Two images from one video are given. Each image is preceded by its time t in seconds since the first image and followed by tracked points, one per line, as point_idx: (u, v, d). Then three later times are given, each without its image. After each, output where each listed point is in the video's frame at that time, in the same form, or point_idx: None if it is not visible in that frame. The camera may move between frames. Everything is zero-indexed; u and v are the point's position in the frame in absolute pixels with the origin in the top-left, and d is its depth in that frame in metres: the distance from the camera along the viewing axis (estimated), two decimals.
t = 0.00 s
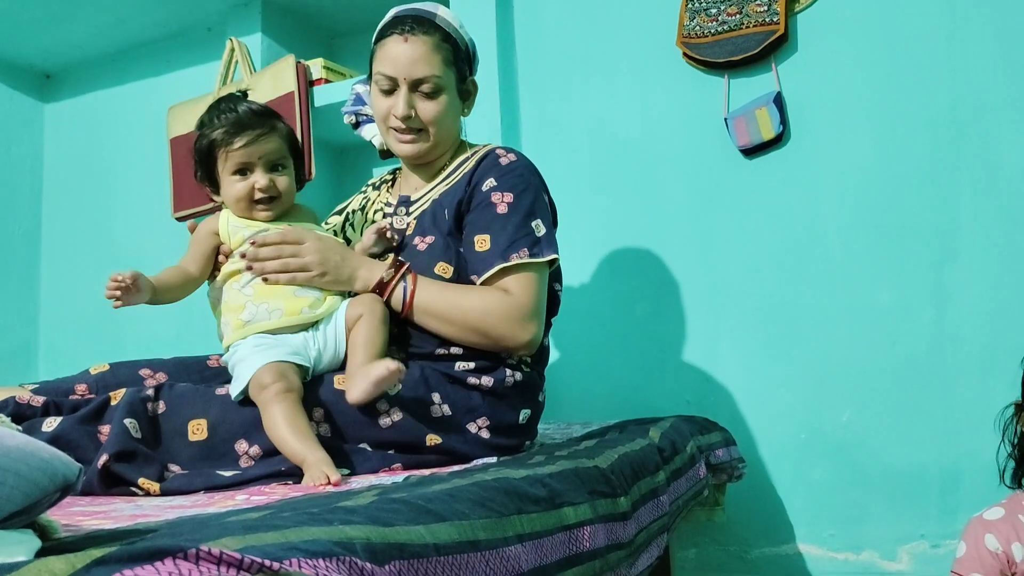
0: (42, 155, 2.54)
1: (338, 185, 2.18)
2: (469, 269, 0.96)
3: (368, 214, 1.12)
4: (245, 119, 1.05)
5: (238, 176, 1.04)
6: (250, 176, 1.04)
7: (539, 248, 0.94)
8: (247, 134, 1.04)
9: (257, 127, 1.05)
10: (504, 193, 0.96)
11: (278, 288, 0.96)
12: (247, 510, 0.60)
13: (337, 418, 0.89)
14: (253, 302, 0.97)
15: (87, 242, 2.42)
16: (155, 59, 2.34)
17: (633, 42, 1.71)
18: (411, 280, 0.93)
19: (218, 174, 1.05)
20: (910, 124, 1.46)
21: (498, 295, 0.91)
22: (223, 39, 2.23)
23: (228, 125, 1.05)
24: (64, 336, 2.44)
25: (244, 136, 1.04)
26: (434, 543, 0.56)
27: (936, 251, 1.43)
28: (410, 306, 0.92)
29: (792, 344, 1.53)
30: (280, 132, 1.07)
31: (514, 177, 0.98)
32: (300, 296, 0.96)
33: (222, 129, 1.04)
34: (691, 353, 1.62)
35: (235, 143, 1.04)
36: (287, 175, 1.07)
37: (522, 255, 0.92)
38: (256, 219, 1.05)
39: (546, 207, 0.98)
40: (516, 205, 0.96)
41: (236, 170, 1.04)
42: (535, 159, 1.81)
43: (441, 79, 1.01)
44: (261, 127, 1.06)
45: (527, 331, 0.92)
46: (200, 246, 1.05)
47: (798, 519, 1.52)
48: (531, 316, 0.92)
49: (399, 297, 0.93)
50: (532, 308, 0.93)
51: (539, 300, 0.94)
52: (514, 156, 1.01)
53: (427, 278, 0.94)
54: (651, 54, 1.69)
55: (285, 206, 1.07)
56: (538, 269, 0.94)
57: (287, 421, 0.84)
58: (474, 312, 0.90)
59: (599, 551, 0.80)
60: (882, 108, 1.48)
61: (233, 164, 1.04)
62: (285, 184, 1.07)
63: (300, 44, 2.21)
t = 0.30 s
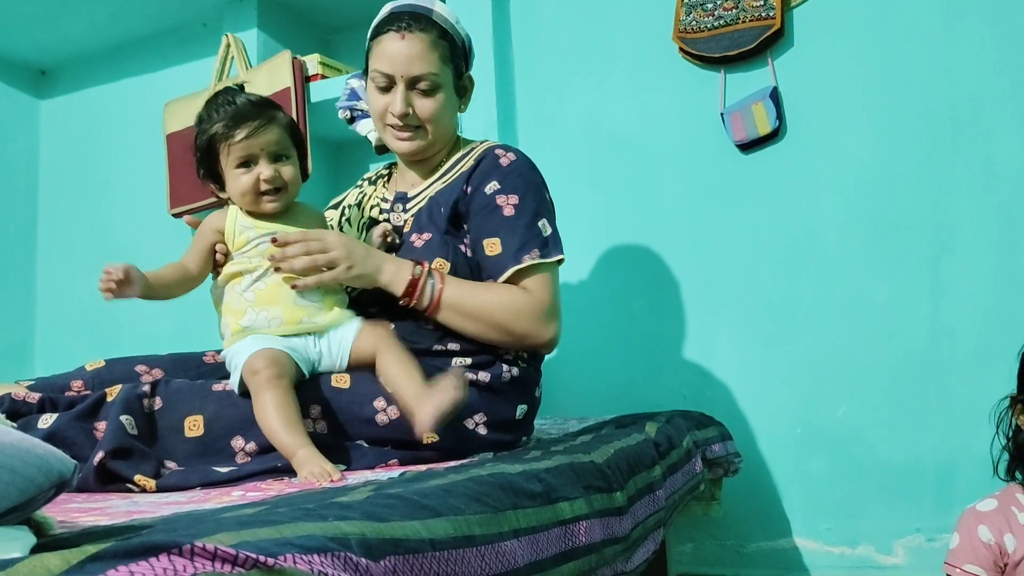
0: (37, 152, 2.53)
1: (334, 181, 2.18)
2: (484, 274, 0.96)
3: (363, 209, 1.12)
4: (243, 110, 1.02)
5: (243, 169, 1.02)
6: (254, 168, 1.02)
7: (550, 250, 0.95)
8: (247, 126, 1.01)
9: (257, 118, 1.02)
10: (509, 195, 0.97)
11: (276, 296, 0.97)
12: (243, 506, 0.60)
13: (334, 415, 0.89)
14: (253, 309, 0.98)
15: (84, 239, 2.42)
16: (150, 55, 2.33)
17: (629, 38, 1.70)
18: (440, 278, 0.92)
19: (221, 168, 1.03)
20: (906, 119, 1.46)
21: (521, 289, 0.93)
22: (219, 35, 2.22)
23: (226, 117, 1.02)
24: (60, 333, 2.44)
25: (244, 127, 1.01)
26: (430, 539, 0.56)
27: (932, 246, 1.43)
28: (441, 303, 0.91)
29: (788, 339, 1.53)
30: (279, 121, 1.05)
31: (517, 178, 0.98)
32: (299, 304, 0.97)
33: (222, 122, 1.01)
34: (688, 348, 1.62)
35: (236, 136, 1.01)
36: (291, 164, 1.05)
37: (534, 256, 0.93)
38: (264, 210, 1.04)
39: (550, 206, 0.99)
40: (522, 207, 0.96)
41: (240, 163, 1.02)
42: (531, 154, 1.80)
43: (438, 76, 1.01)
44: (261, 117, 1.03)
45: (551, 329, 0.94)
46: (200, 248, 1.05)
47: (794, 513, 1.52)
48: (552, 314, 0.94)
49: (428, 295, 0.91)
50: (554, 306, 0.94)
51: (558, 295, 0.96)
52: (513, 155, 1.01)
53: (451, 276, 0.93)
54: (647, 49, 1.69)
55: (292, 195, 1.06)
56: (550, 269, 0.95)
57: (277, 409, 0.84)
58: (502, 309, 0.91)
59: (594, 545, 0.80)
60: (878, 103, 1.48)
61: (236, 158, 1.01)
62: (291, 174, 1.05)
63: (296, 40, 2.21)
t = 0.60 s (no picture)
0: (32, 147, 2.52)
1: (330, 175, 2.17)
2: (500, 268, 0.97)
3: (362, 196, 1.11)
4: (226, 77, 0.96)
5: (229, 141, 0.96)
6: (240, 140, 0.96)
7: (565, 242, 0.97)
8: (230, 93, 0.95)
9: (241, 84, 0.96)
10: (522, 189, 0.96)
11: (271, 287, 0.93)
12: (235, 495, 0.59)
13: (327, 412, 0.89)
14: (246, 296, 0.94)
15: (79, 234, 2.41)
16: (145, 49, 2.32)
17: (625, 29, 1.70)
18: (469, 270, 0.91)
19: (208, 140, 0.98)
20: (902, 110, 1.46)
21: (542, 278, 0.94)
22: (214, 28, 2.21)
23: (209, 85, 0.96)
24: (55, 328, 2.44)
25: (228, 95, 0.95)
26: (423, 527, 0.56)
27: (928, 238, 1.43)
28: (471, 295, 0.91)
29: (784, 331, 1.53)
30: (267, 86, 0.98)
31: (527, 171, 0.98)
32: (292, 295, 0.93)
33: (205, 91, 0.96)
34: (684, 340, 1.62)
35: (219, 105, 0.95)
36: (281, 134, 0.99)
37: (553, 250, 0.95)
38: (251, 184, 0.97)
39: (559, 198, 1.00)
40: (535, 200, 0.96)
41: (225, 134, 0.96)
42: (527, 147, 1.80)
43: (440, 65, 1.00)
44: (244, 83, 0.96)
45: (568, 321, 0.97)
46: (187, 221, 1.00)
47: (790, 505, 1.52)
48: (569, 306, 0.97)
49: (458, 287, 0.90)
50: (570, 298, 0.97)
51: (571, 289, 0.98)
52: (518, 147, 1.00)
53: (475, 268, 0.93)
54: (643, 40, 1.68)
55: (283, 166, 0.99)
56: (564, 262, 0.97)
57: (271, 413, 0.84)
58: (531, 299, 0.92)
59: (589, 535, 0.80)
60: (874, 94, 1.48)
61: (221, 129, 0.96)
62: (280, 143, 0.98)
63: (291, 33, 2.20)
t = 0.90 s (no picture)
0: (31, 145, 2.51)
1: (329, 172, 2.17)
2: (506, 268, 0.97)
3: (361, 189, 1.11)
4: (269, 62, 0.96)
5: (264, 125, 0.95)
6: (277, 125, 0.95)
7: (568, 241, 0.96)
8: (271, 78, 0.95)
9: (284, 71, 0.96)
10: (525, 187, 0.96)
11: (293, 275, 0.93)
12: (235, 488, 0.59)
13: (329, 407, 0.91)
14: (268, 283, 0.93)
15: (78, 231, 2.41)
16: (144, 46, 2.32)
17: (625, 24, 1.69)
18: (466, 279, 0.91)
19: (245, 124, 0.97)
20: (903, 104, 1.45)
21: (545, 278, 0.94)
22: (212, 24, 2.20)
23: (251, 69, 0.96)
24: (55, 325, 2.43)
25: (269, 79, 0.95)
26: (424, 520, 0.56)
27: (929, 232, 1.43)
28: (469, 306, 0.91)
29: (785, 326, 1.53)
30: (308, 75, 0.97)
31: (528, 169, 0.97)
32: (313, 287, 0.92)
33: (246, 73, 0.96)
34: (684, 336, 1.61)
35: (259, 88, 0.95)
36: (317, 123, 0.97)
37: (558, 250, 0.94)
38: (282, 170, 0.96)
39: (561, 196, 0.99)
40: (538, 199, 0.96)
41: (262, 118, 0.95)
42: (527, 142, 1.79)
43: (442, 58, 1.00)
44: (286, 70, 0.96)
45: (575, 322, 0.96)
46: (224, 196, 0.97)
47: (792, 500, 1.52)
48: (574, 306, 0.96)
49: (456, 299, 0.91)
50: (576, 299, 0.96)
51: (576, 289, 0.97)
52: (520, 144, 1.00)
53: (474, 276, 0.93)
54: (643, 35, 1.68)
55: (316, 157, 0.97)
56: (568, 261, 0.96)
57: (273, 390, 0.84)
58: (535, 302, 0.92)
59: (590, 530, 0.79)
60: (875, 88, 1.48)
61: (258, 112, 0.95)
62: (315, 133, 0.97)
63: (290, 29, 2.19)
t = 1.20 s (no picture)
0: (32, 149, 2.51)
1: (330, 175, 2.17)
2: (495, 271, 0.97)
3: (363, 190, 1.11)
4: (244, 56, 0.91)
5: (236, 124, 0.91)
6: (249, 125, 0.90)
7: (563, 245, 0.96)
8: (245, 74, 0.90)
9: (259, 67, 0.90)
10: (522, 190, 0.96)
11: (273, 296, 0.90)
12: (237, 492, 0.59)
13: (329, 409, 0.91)
14: (250, 304, 0.91)
15: (79, 235, 2.41)
16: (145, 50, 2.32)
17: (625, 26, 1.69)
18: (446, 286, 0.92)
19: (215, 121, 0.92)
20: (904, 106, 1.45)
21: (525, 283, 0.94)
22: (213, 28, 2.20)
23: (224, 62, 0.90)
24: (56, 329, 2.43)
25: (242, 75, 0.90)
26: (426, 525, 0.56)
27: (931, 234, 1.42)
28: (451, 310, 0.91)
29: (787, 328, 1.52)
30: (285, 72, 0.92)
31: (527, 173, 0.97)
32: (296, 304, 0.90)
33: (218, 67, 0.90)
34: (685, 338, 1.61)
35: (231, 84, 0.90)
36: (293, 125, 0.93)
37: (548, 255, 0.94)
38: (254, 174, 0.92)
39: (558, 201, 0.99)
40: (534, 202, 0.96)
41: (233, 117, 0.90)
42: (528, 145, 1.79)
43: (446, 59, 1.00)
44: (262, 66, 0.91)
45: (558, 327, 0.96)
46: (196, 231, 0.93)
47: (794, 503, 1.52)
48: (559, 311, 0.95)
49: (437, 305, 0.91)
50: (560, 303, 0.96)
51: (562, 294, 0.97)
52: (521, 148, 1.00)
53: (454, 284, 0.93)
54: (644, 37, 1.68)
55: (290, 161, 0.93)
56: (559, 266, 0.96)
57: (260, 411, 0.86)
58: (520, 309, 0.92)
59: (593, 533, 0.79)
60: (876, 90, 1.48)
61: (229, 110, 0.90)
62: (290, 135, 0.92)
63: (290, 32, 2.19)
